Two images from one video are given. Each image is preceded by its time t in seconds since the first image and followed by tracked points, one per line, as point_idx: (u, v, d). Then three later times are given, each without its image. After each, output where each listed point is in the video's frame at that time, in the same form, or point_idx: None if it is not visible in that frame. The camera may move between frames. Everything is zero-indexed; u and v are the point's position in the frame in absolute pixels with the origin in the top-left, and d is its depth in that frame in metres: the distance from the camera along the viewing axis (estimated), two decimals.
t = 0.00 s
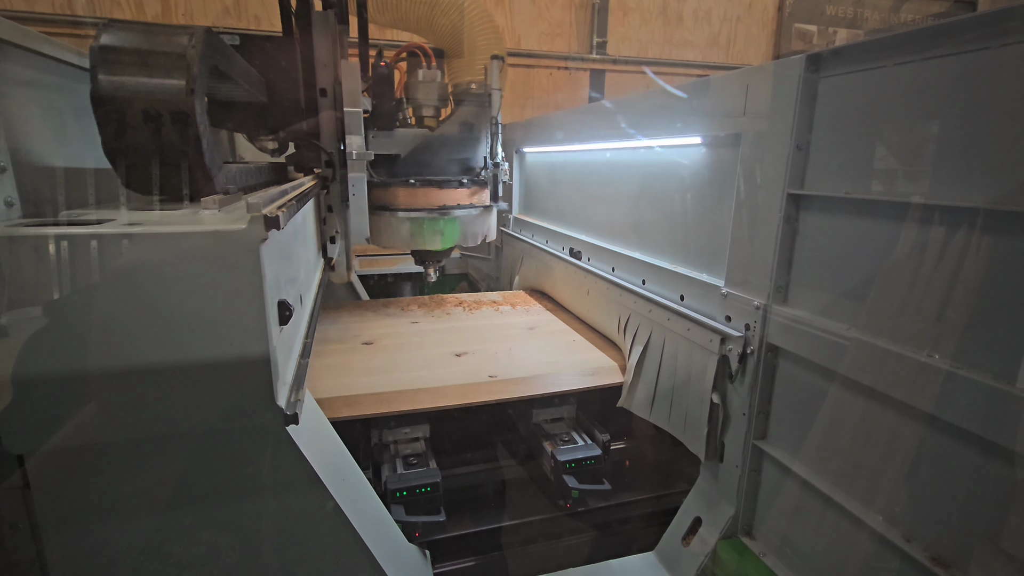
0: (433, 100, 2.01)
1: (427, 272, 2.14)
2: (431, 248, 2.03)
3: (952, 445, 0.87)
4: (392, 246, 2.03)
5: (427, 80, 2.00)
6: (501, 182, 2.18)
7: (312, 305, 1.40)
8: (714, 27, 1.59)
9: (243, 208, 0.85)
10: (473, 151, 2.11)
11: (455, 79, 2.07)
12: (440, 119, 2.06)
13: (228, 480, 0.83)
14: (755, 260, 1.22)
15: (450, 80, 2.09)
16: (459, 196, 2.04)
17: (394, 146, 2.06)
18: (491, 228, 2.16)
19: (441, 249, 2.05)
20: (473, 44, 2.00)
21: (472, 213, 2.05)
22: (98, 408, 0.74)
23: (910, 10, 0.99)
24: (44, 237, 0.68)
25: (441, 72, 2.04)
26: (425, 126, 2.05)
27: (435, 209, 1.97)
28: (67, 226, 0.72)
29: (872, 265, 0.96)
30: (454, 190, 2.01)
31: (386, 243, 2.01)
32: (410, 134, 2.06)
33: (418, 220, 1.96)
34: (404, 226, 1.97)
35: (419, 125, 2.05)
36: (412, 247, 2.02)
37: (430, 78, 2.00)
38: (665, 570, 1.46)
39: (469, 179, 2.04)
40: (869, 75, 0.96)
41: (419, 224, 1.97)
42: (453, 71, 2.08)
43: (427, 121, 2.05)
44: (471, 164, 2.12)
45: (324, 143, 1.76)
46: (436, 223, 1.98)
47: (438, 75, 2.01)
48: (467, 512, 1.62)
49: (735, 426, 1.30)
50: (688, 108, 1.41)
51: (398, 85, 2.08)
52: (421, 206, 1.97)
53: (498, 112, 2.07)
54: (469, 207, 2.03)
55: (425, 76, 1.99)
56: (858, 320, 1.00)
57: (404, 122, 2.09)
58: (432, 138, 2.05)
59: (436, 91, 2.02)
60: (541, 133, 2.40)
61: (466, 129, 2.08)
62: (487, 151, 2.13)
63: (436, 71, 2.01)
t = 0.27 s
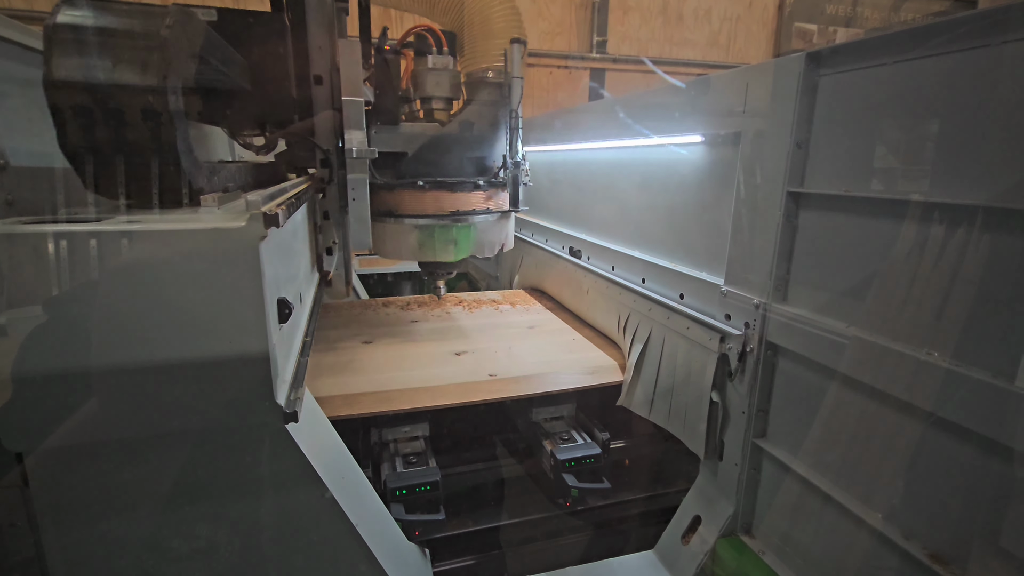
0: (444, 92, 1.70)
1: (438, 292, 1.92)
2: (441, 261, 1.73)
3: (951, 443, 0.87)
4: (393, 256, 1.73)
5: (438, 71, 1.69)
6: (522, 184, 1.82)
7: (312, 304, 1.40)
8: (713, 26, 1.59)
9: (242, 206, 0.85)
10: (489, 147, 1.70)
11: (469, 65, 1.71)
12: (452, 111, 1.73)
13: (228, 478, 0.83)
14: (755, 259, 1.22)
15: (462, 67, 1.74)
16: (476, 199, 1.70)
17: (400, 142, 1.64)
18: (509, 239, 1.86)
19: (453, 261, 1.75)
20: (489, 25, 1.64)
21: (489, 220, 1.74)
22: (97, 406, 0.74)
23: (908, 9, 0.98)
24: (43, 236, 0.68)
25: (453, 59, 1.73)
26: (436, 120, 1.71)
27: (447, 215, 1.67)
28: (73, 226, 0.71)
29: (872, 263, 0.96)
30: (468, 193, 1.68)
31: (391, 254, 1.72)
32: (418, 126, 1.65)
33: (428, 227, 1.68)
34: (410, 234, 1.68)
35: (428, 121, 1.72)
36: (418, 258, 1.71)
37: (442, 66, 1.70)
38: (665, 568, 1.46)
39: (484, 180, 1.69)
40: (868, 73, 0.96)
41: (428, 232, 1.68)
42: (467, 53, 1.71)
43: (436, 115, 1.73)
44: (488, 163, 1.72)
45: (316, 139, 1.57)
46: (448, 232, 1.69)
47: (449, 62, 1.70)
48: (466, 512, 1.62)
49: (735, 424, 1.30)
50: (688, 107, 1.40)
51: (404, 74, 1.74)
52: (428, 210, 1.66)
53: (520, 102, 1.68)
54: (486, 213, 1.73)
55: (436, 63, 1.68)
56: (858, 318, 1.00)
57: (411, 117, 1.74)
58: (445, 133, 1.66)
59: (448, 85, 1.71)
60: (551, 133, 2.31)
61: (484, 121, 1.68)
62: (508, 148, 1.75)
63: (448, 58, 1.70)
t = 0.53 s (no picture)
0: (458, 80, 1.48)
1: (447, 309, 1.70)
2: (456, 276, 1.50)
3: (950, 440, 0.88)
4: (401, 270, 1.48)
5: (451, 57, 1.47)
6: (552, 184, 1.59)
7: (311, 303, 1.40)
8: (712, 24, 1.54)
9: (242, 204, 0.85)
10: (514, 136, 1.48)
11: (486, 52, 1.58)
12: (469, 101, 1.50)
13: (228, 476, 0.83)
14: (754, 257, 1.22)
15: (478, 51, 1.60)
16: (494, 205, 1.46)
17: (410, 137, 1.41)
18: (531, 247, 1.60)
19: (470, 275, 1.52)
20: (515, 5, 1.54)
21: (512, 229, 1.50)
22: (96, 404, 0.74)
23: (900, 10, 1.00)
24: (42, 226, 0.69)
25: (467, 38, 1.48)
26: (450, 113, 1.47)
27: (462, 223, 1.42)
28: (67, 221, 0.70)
29: (870, 261, 0.97)
30: (488, 198, 1.45)
31: (397, 269, 1.47)
32: (431, 120, 1.42)
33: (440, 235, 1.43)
34: (421, 247, 1.44)
35: (441, 113, 1.48)
36: (430, 272, 1.48)
37: (456, 49, 1.47)
38: (665, 567, 1.46)
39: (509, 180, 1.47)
40: (867, 71, 0.96)
41: (442, 244, 1.45)
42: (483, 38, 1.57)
43: (450, 106, 1.49)
44: (508, 164, 1.49)
45: (308, 133, 1.27)
46: (464, 244, 1.46)
47: (465, 43, 1.47)
48: (467, 509, 1.62)
49: (734, 422, 1.30)
50: (688, 105, 1.41)
51: (411, 60, 1.50)
52: (438, 218, 1.42)
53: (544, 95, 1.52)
54: (506, 223, 1.48)
55: (450, 46, 1.45)
56: (857, 316, 1.00)
57: (421, 108, 1.48)
58: (462, 129, 1.43)
59: (462, 72, 1.49)
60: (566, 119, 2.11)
61: (503, 112, 1.48)
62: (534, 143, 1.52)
63: (462, 37, 1.47)
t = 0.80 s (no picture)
0: (478, 62, 1.33)
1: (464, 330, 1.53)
2: (475, 291, 1.36)
3: (948, 437, 0.88)
4: (412, 290, 1.35)
5: (471, 33, 1.32)
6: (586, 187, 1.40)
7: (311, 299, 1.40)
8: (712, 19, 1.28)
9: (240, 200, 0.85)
10: (540, 136, 1.35)
11: (509, 28, 1.34)
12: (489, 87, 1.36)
13: (226, 472, 0.83)
14: (753, 255, 1.22)
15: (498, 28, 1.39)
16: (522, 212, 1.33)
17: (424, 130, 1.28)
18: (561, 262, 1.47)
19: (490, 289, 1.38)
20: None
21: (541, 241, 1.37)
22: (94, 399, 0.74)
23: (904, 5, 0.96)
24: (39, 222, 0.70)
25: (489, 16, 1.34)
26: (467, 101, 1.32)
27: (483, 232, 1.28)
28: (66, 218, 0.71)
29: (869, 259, 0.97)
30: (515, 204, 1.32)
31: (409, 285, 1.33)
32: (444, 110, 1.30)
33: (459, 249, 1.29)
34: (433, 258, 1.29)
35: (455, 100, 1.33)
36: (445, 287, 1.34)
37: (476, 27, 1.32)
38: (663, 564, 1.47)
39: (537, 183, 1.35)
40: (867, 68, 0.96)
41: (458, 256, 1.31)
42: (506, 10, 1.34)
43: (466, 93, 1.34)
44: (534, 165, 1.36)
45: (299, 127, 1.07)
46: (484, 256, 1.31)
47: (485, 19, 1.32)
48: (466, 505, 1.62)
49: (732, 419, 1.30)
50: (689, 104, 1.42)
51: (425, 35, 1.33)
52: (454, 227, 1.27)
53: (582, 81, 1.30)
54: (542, 229, 1.37)
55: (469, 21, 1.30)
56: (855, 314, 1.00)
57: (431, 96, 1.32)
58: (488, 118, 1.30)
59: (481, 53, 1.33)
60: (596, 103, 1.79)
61: (528, 109, 1.31)
62: (565, 139, 1.36)
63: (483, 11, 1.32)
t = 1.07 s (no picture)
0: (484, 56, 1.30)
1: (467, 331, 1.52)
2: (480, 294, 1.36)
3: (949, 433, 0.88)
4: (415, 293, 1.34)
5: (475, 25, 1.27)
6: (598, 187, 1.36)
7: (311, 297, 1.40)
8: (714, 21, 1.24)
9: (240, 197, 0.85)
10: (546, 135, 1.36)
11: (515, 20, 1.32)
12: (496, 82, 1.35)
13: (226, 470, 0.83)
14: (753, 253, 1.22)
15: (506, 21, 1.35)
16: (530, 215, 1.33)
17: (429, 126, 1.29)
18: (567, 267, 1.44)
19: (497, 293, 1.37)
20: None
21: (549, 244, 1.36)
22: (93, 397, 0.74)
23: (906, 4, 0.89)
24: (40, 221, 0.70)
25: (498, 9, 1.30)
26: (473, 97, 1.31)
27: (488, 235, 1.27)
28: (65, 218, 0.70)
29: (870, 255, 0.97)
30: (521, 205, 1.31)
31: (413, 289, 1.33)
32: (451, 104, 1.29)
33: (465, 253, 1.28)
34: (437, 261, 1.29)
35: (461, 96, 1.32)
36: (450, 291, 1.34)
37: (482, 18, 1.28)
38: (664, 562, 1.47)
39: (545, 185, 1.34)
40: (867, 66, 0.96)
41: (464, 259, 1.30)
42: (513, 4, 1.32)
43: (473, 90, 1.33)
44: (543, 157, 1.38)
45: (296, 124, 1.07)
46: (489, 259, 1.31)
47: (492, 11, 1.28)
48: (468, 505, 1.59)
49: (733, 418, 1.30)
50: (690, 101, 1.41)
51: (428, 30, 1.33)
52: (459, 229, 1.27)
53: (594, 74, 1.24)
54: (551, 231, 1.36)
55: (474, 12, 1.26)
56: (856, 311, 1.00)
57: (437, 92, 1.32)
58: (495, 115, 1.30)
59: (488, 46, 1.30)
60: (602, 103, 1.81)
61: (535, 107, 1.33)
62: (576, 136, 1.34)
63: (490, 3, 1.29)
